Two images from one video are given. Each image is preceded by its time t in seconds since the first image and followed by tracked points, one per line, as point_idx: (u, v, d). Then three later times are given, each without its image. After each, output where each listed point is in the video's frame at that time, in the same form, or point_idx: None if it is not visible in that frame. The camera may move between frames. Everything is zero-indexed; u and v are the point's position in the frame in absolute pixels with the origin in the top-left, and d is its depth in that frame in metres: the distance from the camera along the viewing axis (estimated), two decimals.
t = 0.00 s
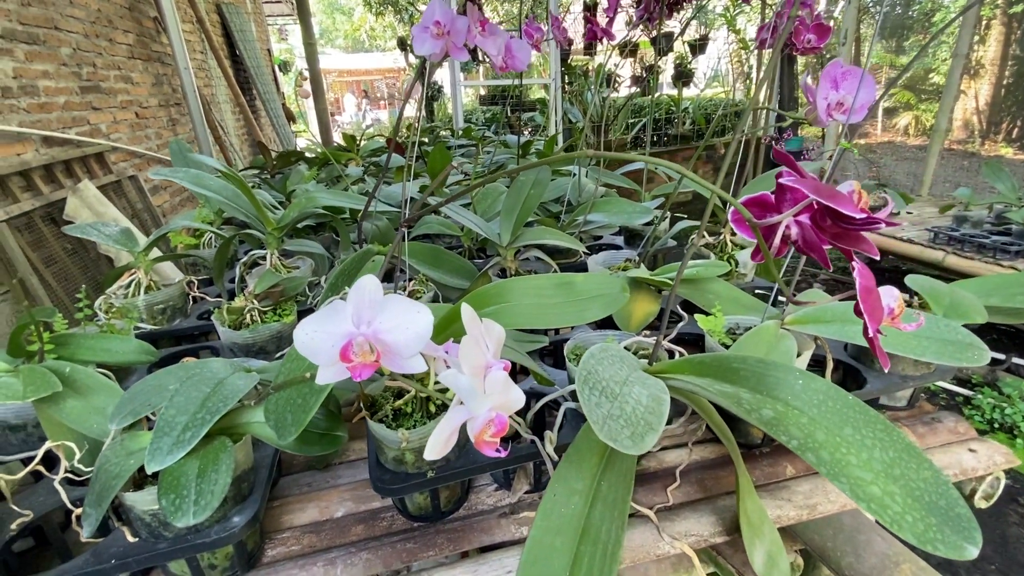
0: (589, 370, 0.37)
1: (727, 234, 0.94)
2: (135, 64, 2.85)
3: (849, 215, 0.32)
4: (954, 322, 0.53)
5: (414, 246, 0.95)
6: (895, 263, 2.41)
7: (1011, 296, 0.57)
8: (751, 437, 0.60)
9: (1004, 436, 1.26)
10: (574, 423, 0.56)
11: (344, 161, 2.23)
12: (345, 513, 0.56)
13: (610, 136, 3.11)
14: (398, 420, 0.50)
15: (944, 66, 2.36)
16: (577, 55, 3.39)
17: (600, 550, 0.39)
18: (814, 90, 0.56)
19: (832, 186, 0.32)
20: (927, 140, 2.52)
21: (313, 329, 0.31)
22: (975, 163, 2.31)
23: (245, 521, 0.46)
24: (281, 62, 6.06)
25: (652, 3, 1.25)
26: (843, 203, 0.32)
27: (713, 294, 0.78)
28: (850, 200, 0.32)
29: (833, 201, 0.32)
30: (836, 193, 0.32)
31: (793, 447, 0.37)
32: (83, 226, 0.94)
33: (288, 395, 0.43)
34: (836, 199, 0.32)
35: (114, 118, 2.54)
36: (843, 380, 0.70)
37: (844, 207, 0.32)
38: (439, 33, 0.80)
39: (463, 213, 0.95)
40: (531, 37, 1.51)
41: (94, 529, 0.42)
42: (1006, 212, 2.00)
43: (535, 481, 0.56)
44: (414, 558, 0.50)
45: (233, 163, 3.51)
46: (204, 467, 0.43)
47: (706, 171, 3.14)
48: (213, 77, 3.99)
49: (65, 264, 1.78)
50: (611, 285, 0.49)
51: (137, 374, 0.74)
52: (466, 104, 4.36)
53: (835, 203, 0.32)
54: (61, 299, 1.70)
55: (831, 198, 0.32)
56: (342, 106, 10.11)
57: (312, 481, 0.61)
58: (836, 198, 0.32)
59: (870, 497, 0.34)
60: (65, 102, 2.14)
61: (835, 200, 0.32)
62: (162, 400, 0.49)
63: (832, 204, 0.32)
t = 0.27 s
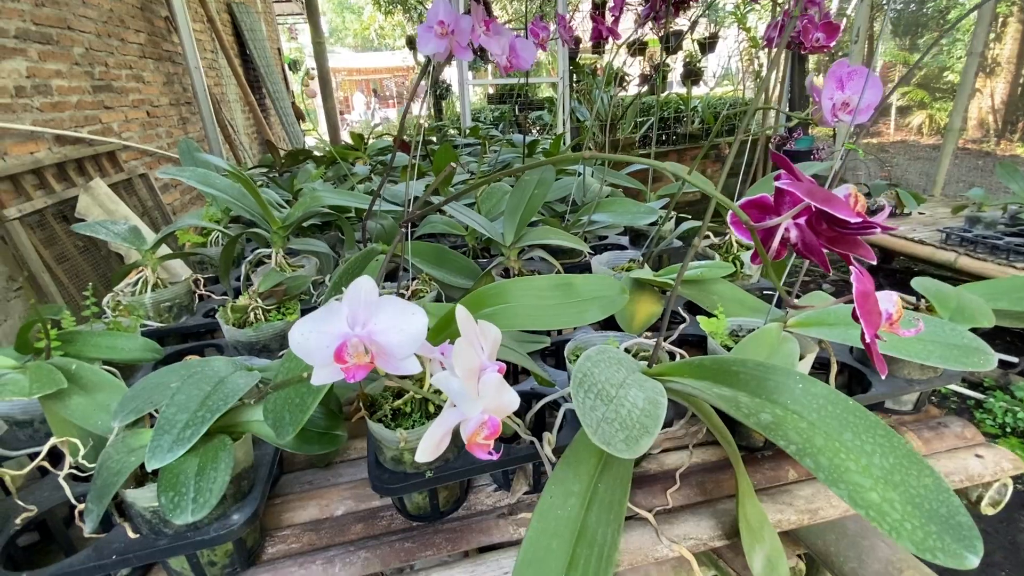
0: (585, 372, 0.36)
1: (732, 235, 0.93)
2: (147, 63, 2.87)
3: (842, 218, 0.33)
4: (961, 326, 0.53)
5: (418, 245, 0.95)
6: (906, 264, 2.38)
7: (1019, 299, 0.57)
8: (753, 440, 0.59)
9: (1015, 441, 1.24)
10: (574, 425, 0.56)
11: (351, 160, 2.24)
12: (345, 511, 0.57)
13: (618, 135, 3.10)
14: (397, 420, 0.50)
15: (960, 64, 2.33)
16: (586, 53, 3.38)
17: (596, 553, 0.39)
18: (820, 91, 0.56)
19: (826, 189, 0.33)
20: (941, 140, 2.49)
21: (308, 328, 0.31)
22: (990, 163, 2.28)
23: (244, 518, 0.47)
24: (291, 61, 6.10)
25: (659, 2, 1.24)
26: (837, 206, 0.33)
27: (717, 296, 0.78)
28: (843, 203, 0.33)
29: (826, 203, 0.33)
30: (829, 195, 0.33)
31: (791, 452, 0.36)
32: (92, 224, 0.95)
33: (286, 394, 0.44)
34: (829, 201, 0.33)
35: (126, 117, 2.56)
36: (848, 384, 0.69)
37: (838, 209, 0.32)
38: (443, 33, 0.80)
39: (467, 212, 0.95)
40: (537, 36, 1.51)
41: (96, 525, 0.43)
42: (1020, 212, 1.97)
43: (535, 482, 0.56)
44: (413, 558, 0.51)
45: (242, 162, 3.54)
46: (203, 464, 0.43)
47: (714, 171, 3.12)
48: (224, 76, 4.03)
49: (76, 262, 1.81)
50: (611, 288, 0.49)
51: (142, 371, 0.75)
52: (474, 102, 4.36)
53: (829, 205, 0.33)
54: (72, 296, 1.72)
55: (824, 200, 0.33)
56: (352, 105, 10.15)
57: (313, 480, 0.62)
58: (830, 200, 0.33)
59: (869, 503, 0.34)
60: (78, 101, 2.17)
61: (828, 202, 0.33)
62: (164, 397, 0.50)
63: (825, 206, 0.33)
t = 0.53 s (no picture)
0: (576, 380, 0.36)
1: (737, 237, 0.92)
2: (157, 63, 2.90)
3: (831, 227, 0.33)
4: (967, 333, 0.51)
5: (420, 246, 0.95)
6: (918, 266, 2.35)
7: None
8: (753, 446, 0.58)
9: None
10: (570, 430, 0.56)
11: (358, 159, 2.25)
12: (341, 514, 0.57)
13: (627, 135, 3.08)
14: (391, 423, 0.50)
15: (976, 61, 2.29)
16: (594, 52, 3.37)
17: (588, 562, 0.39)
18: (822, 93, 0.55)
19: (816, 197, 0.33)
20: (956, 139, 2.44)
21: (295, 334, 0.31)
22: (1006, 163, 2.24)
23: (238, 521, 0.47)
24: (300, 60, 6.13)
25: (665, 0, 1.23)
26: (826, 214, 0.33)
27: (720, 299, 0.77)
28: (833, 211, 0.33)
29: (816, 211, 0.33)
30: (819, 204, 0.33)
31: (786, 463, 0.36)
32: (98, 223, 0.96)
33: (279, 398, 0.44)
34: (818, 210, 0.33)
35: (136, 116, 2.59)
36: (852, 390, 0.68)
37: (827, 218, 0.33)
38: (444, 33, 0.79)
39: (468, 213, 0.94)
40: (542, 35, 1.50)
41: (90, 525, 0.43)
42: None
43: (531, 487, 0.56)
44: (407, 562, 0.50)
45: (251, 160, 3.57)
46: (195, 467, 0.43)
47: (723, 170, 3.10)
48: (233, 74, 4.05)
49: (87, 260, 1.83)
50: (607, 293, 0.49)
51: (144, 370, 0.75)
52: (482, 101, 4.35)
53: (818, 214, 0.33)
54: (82, 293, 1.75)
55: (812, 209, 0.33)
56: (361, 103, 10.19)
57: (311, 481, 0.62)
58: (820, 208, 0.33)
59: (866, 517, 0.33)
60: (89, 101, 2.19)
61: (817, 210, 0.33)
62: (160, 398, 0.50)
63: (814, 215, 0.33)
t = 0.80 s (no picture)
0: (558, 386, 0.34)
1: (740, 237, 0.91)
2: (167, 62, 2.93)
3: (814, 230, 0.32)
4: (973, 338, 0.49)
5: (418, 245, 0.94)
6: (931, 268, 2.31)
7: None
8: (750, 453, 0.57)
9: None
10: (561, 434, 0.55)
11: (364, 157, 2.25)
12: (329, 516, 0.56)
13: (635, 133, 3.05)
14: (377, 426, 0.49)
15: (994, 59, 2.24)
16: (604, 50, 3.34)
17: (572, 572, 0.37)
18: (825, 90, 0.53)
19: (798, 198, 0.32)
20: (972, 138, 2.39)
21: (267, 336, 0.31)
22: None
23: (221, 523, 0.46)
24: (311, 59, 6.16)
25: None
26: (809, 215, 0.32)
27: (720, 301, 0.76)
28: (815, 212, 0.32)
29: (798, 213, 0.32)
30: (801, 204, 0.32)
31: (776, 474, 0.34)
32: (99, 221, 0.97)
33: (261, 400, 0.43)
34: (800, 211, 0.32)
35: (146, 115, 2.61)
36: (855, 395, 0.66)
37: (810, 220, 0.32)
38: (442, 30, 0.78)
39: (467, 212, 0.93)
40: (545, 32, 1.49)
41: (71, 526, 0.43)
42: None
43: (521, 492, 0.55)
44: (392, 567, 0.50)
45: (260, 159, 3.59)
46: (176, 469, 0.42)
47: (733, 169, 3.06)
48: (244, 74, 4.08)
49: (95, 257, 1.85)
50: (596, 294, 0.47)
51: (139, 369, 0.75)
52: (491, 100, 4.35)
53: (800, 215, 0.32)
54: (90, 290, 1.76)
55: (794, 210, 0.32)
56: (371, 102, 10.23)
57: (301, 482, 0.61)
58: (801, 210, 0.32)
59: (858, 533, 0.32)
60: (99, 99, 2.22)
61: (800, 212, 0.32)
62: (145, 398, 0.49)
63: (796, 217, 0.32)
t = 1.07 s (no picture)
0: (530, 400, 0.33)
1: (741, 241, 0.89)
2: (177, 62, 2.95)
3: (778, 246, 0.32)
4: (973, 350, 0.47)
5: (415, 247, 0.94)
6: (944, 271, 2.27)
7: None
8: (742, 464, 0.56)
9: None
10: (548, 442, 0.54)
11: (371, 157, 2.25)
12: (314, 522, 0.56)
13: (644, 133, 3.03)
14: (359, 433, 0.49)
15: (1013, 57, 2.19)
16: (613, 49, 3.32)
17: None
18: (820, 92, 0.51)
19: (762, 214, 0.32)
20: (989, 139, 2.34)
21: (231, 347, 0.30)
22: None
23: (200, 530, 0.46)
24: (321, 58, 6.19)
25: None
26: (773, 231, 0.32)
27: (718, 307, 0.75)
28: (779, 228, 0.32)
29: (763, 229, 0.32)
30: (764, 221, 0.32)
31: (756, 492, 0.33)
32: (100, 222, 0.97)
33: (239, 408, 0.43)
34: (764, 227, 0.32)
35: (156, 115, 2.64)
36: (853, 405, 0.64)
37: (774, 235, 0.31)
38: (437, 31, 0.78)
39: (464, 214, 0.93)
40: (546, 33, 1.48)
41: (49, 532, 0.42)
42: None
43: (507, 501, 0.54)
44: None
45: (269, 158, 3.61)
46: (153, 476, 0.42)
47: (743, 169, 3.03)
48: (254, 73, 4.11)
49: (103, 255, 1.87)
50: (581, 300, 0.46)
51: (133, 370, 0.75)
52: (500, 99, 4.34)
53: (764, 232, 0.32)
54: (97, 288, 1.78)
55: (759, 227, 0.32)
56: (382, 101, 10.27)
57: (289, 486, 0.61)
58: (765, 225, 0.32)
59: (838, 555, 0.30)
60: (108, 100, 2.24)
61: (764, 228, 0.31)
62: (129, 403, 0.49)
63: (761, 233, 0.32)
